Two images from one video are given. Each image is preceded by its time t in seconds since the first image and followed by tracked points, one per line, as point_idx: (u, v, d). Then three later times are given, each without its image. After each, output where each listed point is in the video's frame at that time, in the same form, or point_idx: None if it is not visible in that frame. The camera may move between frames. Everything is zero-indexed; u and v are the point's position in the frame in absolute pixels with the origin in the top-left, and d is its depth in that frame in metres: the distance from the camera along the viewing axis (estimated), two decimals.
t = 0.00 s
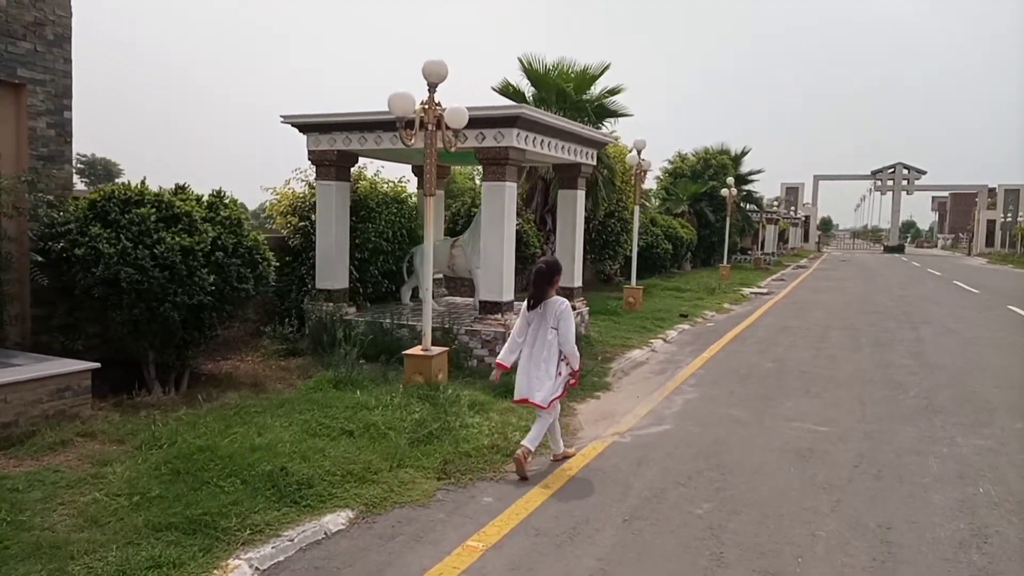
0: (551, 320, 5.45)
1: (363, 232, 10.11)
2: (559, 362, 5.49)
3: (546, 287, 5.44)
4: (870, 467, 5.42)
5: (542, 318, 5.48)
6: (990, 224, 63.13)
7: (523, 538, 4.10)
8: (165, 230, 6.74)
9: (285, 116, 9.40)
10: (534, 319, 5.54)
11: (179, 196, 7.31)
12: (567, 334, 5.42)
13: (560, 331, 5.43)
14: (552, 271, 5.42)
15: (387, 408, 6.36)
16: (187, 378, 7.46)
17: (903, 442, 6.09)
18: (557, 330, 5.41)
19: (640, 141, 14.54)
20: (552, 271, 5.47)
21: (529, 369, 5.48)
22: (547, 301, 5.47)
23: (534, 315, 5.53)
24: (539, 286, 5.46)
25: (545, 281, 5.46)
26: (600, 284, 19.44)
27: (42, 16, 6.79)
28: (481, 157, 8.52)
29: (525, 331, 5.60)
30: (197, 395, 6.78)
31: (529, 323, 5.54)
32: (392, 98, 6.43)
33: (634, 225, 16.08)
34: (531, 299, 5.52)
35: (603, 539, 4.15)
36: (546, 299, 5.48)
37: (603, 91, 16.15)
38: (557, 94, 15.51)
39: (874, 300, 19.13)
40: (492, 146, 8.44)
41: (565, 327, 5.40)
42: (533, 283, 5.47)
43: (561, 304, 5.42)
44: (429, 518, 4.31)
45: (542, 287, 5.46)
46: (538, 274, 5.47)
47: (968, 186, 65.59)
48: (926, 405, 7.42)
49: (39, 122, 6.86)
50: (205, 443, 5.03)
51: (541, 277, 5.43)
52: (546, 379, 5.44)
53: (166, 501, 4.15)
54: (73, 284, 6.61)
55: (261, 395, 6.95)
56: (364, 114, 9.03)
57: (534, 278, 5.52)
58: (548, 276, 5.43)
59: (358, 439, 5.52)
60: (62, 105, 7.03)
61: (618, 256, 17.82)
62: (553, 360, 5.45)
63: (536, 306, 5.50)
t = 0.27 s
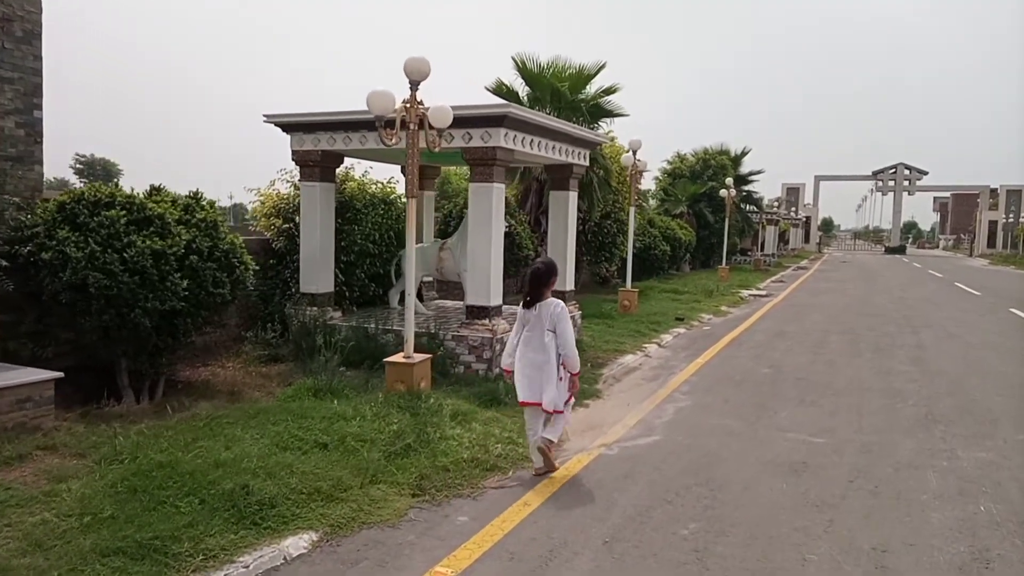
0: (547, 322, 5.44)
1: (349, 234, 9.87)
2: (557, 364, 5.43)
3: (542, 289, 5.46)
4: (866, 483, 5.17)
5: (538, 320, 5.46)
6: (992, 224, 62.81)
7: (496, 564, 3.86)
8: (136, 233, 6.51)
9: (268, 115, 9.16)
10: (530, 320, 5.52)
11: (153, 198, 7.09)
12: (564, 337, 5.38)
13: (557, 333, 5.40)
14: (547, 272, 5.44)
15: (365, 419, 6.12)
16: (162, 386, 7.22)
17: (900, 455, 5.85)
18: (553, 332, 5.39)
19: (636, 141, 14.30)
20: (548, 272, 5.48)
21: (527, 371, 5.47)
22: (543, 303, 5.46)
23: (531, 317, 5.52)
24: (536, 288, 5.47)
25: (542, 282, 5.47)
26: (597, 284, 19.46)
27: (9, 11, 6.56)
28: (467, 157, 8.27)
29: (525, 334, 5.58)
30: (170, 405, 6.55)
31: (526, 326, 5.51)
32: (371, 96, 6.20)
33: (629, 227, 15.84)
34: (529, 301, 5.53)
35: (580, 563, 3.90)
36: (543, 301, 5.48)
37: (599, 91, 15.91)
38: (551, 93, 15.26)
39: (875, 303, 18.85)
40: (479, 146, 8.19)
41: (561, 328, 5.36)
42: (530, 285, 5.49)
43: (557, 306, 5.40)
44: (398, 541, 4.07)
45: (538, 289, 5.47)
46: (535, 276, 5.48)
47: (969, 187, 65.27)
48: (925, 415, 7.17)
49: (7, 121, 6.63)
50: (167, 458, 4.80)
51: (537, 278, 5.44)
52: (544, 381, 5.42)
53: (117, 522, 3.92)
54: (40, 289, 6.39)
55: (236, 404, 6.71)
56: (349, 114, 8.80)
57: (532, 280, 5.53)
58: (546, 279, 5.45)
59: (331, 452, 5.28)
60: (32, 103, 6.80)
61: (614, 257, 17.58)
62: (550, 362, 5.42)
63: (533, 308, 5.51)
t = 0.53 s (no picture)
0: (544, 325, 5.33)
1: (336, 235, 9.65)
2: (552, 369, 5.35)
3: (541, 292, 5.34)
4: (862, 496, 4.94)
5: (534, 322, 5.36)
6: (994, 225, 62.50)
7: None
8: (108, 234, 6.31)
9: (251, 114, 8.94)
10: (526, 322, 5.41)
11: (127, 198, 6.88)
12: (561, 340, 5.31)
13: (554, 337, 5.31)
14: (548, 277, 5.28)
15: (342, 427, 5.90)
16: (137, 391, 7.01)
17: (898, 466, 5.62)
18: (551, 335, 5.30)
19: (632, 140, 14.08)
20: (548, 276, 5.30)
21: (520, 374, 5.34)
22: (542, 306, 5.34)
23: (529, 318, 5.40)
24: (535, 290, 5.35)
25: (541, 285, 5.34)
26: (593, 286, 19.23)
27: None
28: (454, 157, 8.05)
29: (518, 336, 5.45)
30: (143, 412, 6.34)
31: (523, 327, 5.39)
32: (349, 92, 5.93)
33: (625, 228, 15.62)
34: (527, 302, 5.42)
35: None
36: (540, 304, 5.38)
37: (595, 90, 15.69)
38: (546, 92, 15.04)
39: (876, 305, 18.59)
40: (466, 145, 7.97)
41: (559, 332, 5.30)
42: (529, 287, 5.36)
43: (556, 309, 5.31)
44: (364, 560, 3.85)
45: (537, 291, 5.34)
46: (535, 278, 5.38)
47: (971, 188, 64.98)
48: (925, 422, 6.94)
49: None
50: (129, 469, 4.59)
51: (537, 281, 5.29)
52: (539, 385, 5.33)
53: (66, 540, 3.70)
54: (9, 292, 6.19)
55: (212, 411, 6.50)
56: (334, 112, 8.58)
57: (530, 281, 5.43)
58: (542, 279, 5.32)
59: (303, 463, 5.06)
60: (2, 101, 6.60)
61: (611, 258, 17.36)
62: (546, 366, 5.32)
63: (530, 310, 5.39)
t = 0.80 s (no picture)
0: (545, 333, 5.38)
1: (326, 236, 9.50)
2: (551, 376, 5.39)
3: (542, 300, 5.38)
4: (859, 506, 4.78)
5: (534, 329, 5.40)
6: (996, 226, 62.25)
7: None
8: (87, 235, 6.19)
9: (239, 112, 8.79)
10: (526, 330, 5.45)
11: (109, 199, 6.75)
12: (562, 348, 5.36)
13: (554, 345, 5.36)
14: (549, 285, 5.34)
15: (325, 432, 5.75)
16: (120, 395, 6.86)
17: (897, 474, 5.46)
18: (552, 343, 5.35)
19: (629, 140, 13.93)
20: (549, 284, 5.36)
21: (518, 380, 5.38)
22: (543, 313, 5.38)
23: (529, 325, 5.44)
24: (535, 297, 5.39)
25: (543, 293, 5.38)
26: (593, 288, 19.20)
27: None
28: (445, 156, 7.89)
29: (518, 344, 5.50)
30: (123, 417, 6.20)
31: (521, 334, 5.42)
32: (333, 90, 5.80)
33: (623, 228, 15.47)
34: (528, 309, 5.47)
35: None
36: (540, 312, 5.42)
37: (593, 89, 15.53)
38: (543, 91, 14.87)
39: (876, 306, 18.43)
40: (458, 144, 7.81)
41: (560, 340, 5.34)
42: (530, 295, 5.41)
43: (557, 317, 5.38)
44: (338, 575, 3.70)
45: (538, 299, 5.39)
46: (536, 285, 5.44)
47: (974, 188, 64.75)
48: (924, 428, 6.78)
49: None
50: (100, 478, 4.45)
51: (539, 289, 5.35)
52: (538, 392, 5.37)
53: (27, 553, 3.56)
54: None
55: (194, 416, 6.34)
56: (323, 110, 8.43)
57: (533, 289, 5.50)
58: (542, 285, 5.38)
59: (282, 472, 4.91)
60: None
61: (609, 259, 17.21)
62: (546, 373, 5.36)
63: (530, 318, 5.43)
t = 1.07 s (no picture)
0: (550, 334, 5.65)
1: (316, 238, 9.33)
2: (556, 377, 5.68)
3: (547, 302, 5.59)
4: (854, 521, 4.61)
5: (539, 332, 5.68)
6: (1000, 227, 61.90)
7: None
8: (62, 238, 6.04)
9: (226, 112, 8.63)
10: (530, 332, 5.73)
11: (87, 201, 6.60)
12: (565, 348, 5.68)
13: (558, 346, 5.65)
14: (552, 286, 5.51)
15: (306, 442, 5.58)
16: (100, 402, 6.70)
17: (895, 486, 5.28)
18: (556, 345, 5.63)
19: (627, 141, 13.75)
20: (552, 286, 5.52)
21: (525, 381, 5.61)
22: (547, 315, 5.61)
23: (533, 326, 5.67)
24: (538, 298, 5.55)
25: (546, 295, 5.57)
26: (592, 290, 19.02)
27: None
28: (435, 156, 7.72)
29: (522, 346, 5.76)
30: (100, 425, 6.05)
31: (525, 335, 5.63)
32: (314, 89, 5.65)
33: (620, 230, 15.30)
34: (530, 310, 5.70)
35: None
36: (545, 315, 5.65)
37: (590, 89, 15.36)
38: (540, 92, 14.67)
39: (878, 308, 18.22)
40: (447, 145, 7.64)
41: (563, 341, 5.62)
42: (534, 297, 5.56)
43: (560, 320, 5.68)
44: None
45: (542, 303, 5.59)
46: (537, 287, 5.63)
47: (978, 189, 64.40)
48: (925, 436, 6.59)
49: None
50: (64, 491, 4.30)
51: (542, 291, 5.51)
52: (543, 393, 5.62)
53: None
54: None
55: (174, 424, 6.19)
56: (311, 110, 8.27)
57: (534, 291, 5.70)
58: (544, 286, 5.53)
59: (256, 485, 4.75)
60: None
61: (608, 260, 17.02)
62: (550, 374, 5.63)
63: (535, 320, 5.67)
